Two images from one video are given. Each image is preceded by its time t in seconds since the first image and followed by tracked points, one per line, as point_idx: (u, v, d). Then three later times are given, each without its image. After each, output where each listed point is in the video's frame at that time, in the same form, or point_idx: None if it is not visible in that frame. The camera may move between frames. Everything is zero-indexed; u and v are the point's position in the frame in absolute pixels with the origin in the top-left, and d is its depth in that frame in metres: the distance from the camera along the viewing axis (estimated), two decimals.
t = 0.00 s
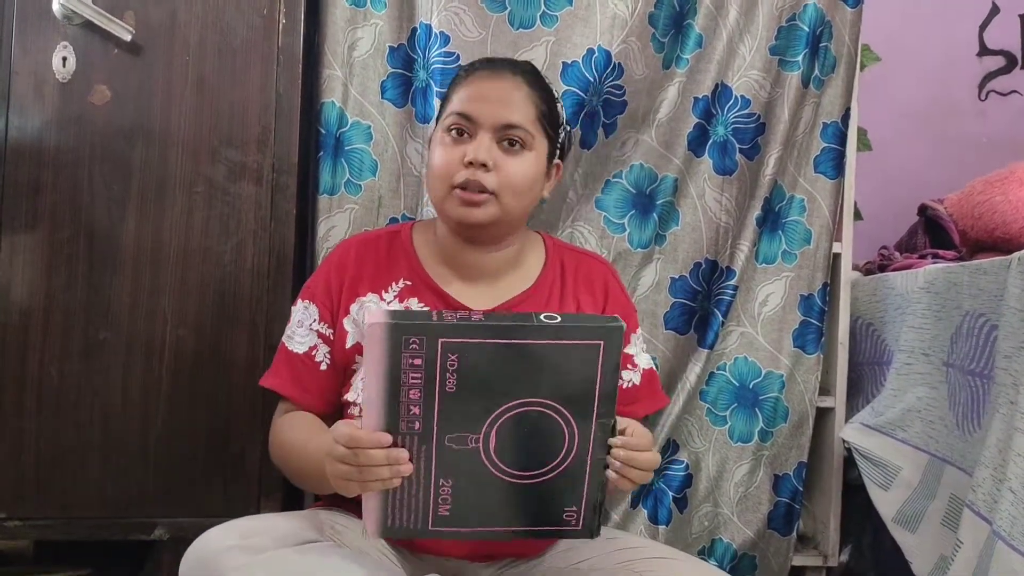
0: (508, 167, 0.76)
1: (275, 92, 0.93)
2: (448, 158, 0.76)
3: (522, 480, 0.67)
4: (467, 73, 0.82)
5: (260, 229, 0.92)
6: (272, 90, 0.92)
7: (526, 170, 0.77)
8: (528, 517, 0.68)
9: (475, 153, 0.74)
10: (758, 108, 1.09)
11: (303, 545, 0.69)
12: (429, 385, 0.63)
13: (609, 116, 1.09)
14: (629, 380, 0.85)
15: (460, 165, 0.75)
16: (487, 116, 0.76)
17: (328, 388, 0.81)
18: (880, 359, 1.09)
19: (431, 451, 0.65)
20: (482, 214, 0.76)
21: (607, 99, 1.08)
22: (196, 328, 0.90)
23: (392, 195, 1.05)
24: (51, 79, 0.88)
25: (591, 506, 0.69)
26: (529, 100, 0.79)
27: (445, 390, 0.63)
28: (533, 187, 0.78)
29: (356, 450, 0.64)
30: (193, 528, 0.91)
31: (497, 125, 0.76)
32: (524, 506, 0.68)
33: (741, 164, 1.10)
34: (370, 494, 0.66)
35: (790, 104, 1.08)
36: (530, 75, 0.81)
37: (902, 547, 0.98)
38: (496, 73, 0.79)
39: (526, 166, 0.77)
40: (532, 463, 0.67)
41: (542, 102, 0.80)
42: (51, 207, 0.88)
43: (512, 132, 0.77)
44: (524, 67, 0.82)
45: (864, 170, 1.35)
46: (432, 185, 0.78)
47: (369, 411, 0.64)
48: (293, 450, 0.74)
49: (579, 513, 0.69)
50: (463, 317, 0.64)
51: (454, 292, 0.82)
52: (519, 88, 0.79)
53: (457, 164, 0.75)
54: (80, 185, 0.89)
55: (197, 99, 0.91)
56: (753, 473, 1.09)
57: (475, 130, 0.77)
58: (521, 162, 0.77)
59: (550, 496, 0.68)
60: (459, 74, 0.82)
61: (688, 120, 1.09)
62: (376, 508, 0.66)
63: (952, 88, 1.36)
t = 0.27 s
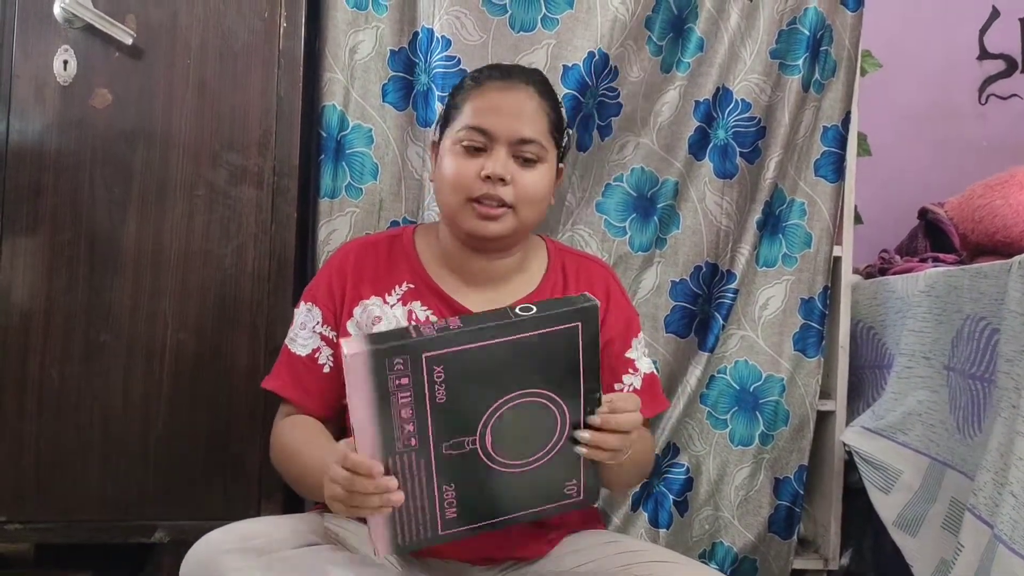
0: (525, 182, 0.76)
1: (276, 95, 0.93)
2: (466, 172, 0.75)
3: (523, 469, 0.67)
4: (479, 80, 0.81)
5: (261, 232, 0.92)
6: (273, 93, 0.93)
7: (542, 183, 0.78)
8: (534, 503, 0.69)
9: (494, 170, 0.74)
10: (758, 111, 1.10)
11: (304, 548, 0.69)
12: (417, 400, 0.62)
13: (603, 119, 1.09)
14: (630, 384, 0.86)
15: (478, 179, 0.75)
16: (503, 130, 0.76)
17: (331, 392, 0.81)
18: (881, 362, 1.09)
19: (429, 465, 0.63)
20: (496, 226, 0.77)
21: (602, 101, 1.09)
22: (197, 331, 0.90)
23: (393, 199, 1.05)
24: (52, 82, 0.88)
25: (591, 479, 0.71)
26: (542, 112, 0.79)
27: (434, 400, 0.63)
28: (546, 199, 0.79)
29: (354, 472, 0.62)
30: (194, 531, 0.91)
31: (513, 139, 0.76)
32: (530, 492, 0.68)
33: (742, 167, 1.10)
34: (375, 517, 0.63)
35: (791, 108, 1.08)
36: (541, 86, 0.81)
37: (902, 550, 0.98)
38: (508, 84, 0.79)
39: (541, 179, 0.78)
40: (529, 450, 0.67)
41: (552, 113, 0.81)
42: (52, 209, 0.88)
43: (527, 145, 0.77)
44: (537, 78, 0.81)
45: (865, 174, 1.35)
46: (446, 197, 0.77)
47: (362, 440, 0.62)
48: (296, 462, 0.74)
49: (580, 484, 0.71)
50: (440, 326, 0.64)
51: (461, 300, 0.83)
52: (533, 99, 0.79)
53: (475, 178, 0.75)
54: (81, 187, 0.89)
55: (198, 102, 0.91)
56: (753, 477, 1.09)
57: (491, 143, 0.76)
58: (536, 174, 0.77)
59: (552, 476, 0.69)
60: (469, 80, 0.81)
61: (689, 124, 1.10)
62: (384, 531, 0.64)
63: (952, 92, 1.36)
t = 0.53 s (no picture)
0: (546, 199, 0.76)
1: (276, 96, 0.93)
2: (490, 186, 0.75)
3: (539, 468, 0.65)
4: (503, 87, 0.78)
5: (261, 233, 0.92)
6: (273, 94, 0.93)
7: (559, 199, 0.78)
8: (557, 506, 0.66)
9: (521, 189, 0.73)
10: (758, 112, 1.10)
11: (303, 549, 0.69)
12: (426, 435, 0.60)
13: (609, 120, 1.09)
14: (630, 387, 0.86)
15: (503, 195, 0.75)
16: (533, 148, 0.75)
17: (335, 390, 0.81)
18: (881, 363, 1.09)
19: (462, 498, 0.61)
20: (514, 239, 0.77)
21: (608, 103, 1.09)
22: (197, 332, 0.90)
23: (392, 200, 1.05)
24: (52, 82, 0.88)
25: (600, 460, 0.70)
26: (568, 128, 0.78)
27: (438, 428, 0.61)
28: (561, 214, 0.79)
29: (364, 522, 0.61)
30: (194, 532, 0.91)
31: (542, 157, 0.75)
32: (552, 491, 0.66)
33: (742, 168, 1.10)
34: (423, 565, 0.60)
35: (791, 109, 1.08)
36: (567, 100, 0.80)
37: (902, 551, 0.98)
38: (538, 97, 0.77)
39: (560, 195, 0.78)
40: (539, 444, 0.66)
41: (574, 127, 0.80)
42: (52, 210, 0.88)
43: (552, 163, 0.76)
44: (563, 91, 0.80)
45: (865, 175, 1.35)
46: (466, 206, 0.77)
47: (387, 495, 0.59)
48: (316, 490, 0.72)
49: (596, 465, 0.69)
50: (416, 351, 0.63)
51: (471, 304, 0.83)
52: (559, 114, 0.78)
53: (500, 194, 0.75)
54: (81, 188, 0.89)
55: (198, 102, 0.91)
56: (753, 477, 1.09)
57: (518, 158, 0.75)
58: (555, 192, 0.77)
59: (565, 464, 0.67)
60: (491, 86, 0.79)
61: (689, 124, 1.09)
62: None
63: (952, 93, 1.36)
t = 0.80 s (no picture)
0: (540, 203, 0.76)
1: (275, 96, 0.93)
2: (483, 190, 0.75)
3: (560, 475, 0.66)
4: (502, 91, 0.77)
5: (261, 233, 0.92)
6: (273, 94, 0.93)
7: (555, 203, 0.78)
8: (577, 519, 0.65)
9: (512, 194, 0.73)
10: (757, 112, 1.10)
11: (302, 549, 0.69)
12: (434, 419, 0.64)
13: (609, 120, 1.09)
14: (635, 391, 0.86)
15: (495, 199, 0.75)
16: (526, 152, 0.75)
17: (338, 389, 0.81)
18: (880, 363, 1.09)
19: (473, 486, 0.62)
20: (509, 244, 0.78)
21: (608, 104, 1.08)
22: (196, 331, 0.90)
23: (393, 200, 1.05)
24: (52, 81, 0.88)
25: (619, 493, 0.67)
26: (565, 130, 0.77)
27: (448, 412, 0.64)
28: (558, 217, 0.79)
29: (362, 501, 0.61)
30: (193, 531, 0.91)
31: (534, 161, 0.75)
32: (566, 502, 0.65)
33: (741, 168, 1.10)
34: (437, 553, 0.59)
35: (791, 109, 1.08)
36: (565, 100, 0.79)
37: (901, 551, 0.98)
38: (532, 100, 0.76)
39: (557, 198, 0.78)
40: (562, 450, 0.67)
41: (572, 130, 0.79)
42: (51, 209, 0.88)
43: (546, 166, 0.76)
44: (561, 92, 0.79)
45: (865, 175, 1.35)
46: (461, 210, 0.78)
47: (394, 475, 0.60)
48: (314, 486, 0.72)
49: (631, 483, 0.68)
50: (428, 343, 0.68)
51: (476, 306, 0.83)
52: (555, 116, 0.77)
53: (493, 197, 0.75)
54: (81, 187, 0.89)
55: (198, 102, 0.91)
56: (752, 477, 1.09)
57: (511, 162, 0.75)
58: (550, 195, 0.77)
59: (592, 473, 0.67)
60: (491, 89, 0.78)
61: (688, 124, 1.10)
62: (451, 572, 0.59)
63: (952, 93, 1.36)
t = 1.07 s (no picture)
0: (532, 203, 0.76)
1: (276, 94, 0.93)
2: (474, 192, 0.75)
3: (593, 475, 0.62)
4: (493, 93, 0.78)
5: (262, 231, 0.92)
6: (273, 92, 0.93)
7: (550, 203, 0.78)
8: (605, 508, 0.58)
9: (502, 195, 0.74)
10: (759, 111, 1.10)
11: (304, 547, 0.69)
12: (504, 376, 0.69)
13: (611, 119, 1.09)
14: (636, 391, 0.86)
15: (485, 200, 0.75)
16: (516, 153, 0.75)
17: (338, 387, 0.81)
18: (880, 362, 1.09)
19: (504, 425, 0.63)
20: (504, 242, 0.78)
21: (610, 103, 1.08)
22: (197, 330, 0.91)
23: (394, 198, 1.05)
24: (53, 80, 0.88)
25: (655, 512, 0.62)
26: (556, 129, 0.77)
27: (519, 380, 0.69)
28: (554, 216, 0.79)
29: (393, 399, 0.63)
30: (195, 529, 0.91)
31: (524, 161, 0.75)
32: (599, 493, 0.60)
33: (743, 167, 1.10)
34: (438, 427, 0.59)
35: (792, 107, 1.08)
36: (556, 99, 0.79)
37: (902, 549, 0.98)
38: (522, 100, 0.76)
39: (551, 198, 0.78)
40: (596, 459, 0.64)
41: (566, 129, 0.79)
42: (52, 208, 0.88)
43: (538, 166, 0.76)
44: (553, 90, 0.79)
45: (867, 174, 1.35)
46: (455, 212, 0.78)
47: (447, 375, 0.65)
48: (323, 460, 0.72)
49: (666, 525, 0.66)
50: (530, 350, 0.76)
51: (475, 305, 0.83)
52: (546, 116, 0.77)
53: (483, 198, 0.75)
54: (82, 186, 0.89)
55: (199, 100, 0.91)
56: (753, 475, 1.09)
57: (501, 163, 0.75)
58: (543, 194, 0.77)
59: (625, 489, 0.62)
60: (482, 91, 0.78)
61: (689, 123, 1.10)
62: (442, 444, 0.57)
63: (953, 92, 1.36)
